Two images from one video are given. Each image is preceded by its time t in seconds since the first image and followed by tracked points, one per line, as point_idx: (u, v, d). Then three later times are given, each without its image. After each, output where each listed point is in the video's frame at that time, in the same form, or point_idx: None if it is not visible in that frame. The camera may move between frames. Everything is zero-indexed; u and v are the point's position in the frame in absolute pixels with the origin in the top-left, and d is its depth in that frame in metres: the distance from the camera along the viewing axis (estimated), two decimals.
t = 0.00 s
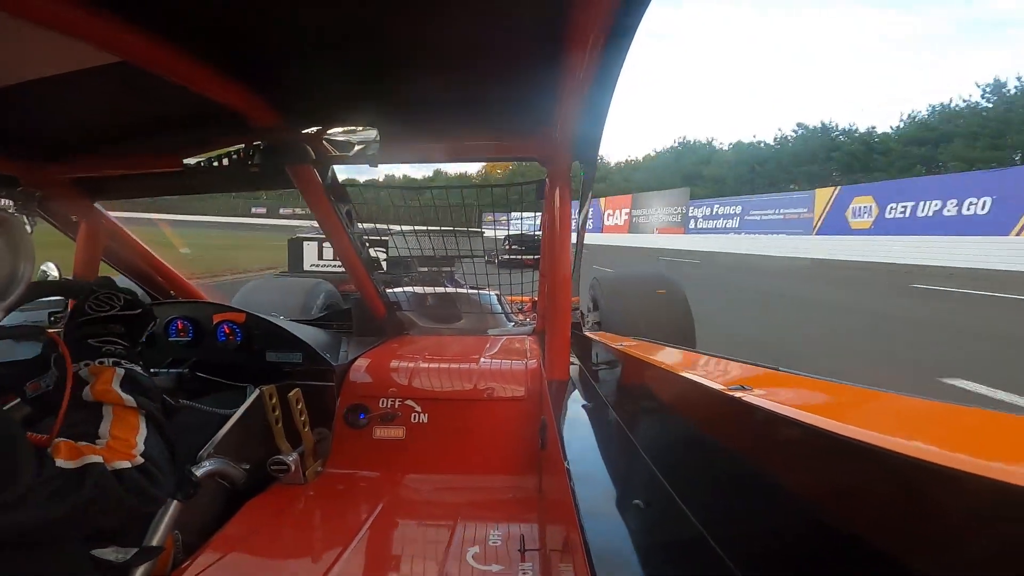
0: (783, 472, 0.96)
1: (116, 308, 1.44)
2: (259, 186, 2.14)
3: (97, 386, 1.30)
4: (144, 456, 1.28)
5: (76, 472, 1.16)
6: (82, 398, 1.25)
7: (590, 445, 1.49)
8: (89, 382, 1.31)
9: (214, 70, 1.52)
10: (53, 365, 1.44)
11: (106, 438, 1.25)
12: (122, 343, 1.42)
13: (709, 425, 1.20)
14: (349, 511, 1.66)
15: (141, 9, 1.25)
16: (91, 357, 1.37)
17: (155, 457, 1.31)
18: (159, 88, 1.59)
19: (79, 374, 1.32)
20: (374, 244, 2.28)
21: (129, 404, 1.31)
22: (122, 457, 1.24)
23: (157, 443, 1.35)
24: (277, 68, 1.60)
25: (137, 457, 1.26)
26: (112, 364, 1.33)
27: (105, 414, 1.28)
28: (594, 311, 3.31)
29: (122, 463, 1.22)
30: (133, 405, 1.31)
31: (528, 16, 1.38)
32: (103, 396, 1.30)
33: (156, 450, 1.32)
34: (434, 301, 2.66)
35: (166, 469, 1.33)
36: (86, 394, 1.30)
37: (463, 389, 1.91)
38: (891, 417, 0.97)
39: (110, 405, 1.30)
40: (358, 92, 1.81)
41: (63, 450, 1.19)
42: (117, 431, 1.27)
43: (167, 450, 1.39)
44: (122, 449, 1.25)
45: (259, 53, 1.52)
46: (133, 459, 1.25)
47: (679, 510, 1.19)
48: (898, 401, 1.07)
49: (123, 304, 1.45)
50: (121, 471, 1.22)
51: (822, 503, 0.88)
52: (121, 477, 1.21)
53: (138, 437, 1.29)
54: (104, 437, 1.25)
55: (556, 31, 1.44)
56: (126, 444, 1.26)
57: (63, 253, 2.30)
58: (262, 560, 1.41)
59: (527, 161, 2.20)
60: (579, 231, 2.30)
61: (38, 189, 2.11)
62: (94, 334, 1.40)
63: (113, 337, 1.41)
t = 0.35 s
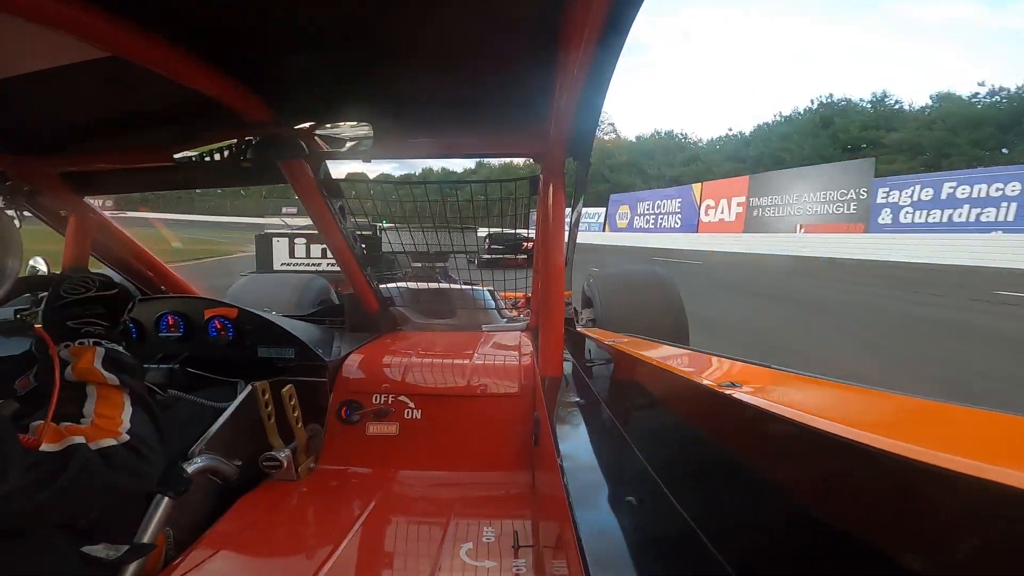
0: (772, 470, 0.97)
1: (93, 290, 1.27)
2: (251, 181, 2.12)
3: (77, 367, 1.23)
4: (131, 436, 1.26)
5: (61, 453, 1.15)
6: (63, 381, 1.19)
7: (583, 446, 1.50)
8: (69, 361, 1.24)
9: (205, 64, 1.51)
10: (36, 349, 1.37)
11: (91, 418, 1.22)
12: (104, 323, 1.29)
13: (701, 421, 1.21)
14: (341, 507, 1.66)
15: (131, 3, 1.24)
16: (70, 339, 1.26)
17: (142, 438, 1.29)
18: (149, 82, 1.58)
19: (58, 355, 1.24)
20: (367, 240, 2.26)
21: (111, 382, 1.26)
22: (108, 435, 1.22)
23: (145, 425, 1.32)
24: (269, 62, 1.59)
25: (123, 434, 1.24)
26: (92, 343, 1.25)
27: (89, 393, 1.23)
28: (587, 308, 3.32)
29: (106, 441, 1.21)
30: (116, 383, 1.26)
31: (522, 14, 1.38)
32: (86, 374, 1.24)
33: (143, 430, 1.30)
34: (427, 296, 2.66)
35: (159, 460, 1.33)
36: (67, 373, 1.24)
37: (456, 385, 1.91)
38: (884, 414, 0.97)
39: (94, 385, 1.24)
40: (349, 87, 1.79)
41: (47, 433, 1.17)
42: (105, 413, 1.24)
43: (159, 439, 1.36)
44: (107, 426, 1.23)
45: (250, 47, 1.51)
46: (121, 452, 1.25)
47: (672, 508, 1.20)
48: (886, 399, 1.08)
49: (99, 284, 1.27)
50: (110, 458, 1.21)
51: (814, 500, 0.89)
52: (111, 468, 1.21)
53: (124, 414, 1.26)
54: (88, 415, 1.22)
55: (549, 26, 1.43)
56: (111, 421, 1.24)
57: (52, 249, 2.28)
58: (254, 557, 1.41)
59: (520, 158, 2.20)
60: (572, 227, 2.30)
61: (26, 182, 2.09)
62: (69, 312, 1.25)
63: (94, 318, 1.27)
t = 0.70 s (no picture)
0: (780, 474, 0.96)
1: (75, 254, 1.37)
2: (260, 185, 2.14)
3: (65, 328, 1.29)
4: (119, 382, 1.30)
5: (50, 413, 1.20)
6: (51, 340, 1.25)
7: (590, 449, 1.50)
8: (55, 326, 1.31)
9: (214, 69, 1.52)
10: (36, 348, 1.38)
11: (77, 371, 1.27)
12: (89, 293, 1.32)
13: (709, 423, 1.20)
14: (349, 510, 1.66)
15: (141, 8, 1.26)
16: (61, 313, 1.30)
17: (133, 385, 1.33)
18: (159, 88, 1.60)
19: (46, 324, 1.30)
20: (375, 245, 2.27)
21: (98, 337, 1.30)
22: (91, 388, 1.25)
23: (138, 375, 1.36)
24: (277, 67, 1.60)
25: (109, 384, 1.28)
26: (77, 304, 1.31)
27: (77, 350, 1.28)
28: (595, 311, 3.31)
29: (89, 393, 1.24)
30: (101, 338, 1.30)
31: (527, 14, 1.38)
32: (72, 335, 1.30)
33: (135, 379, 1.34)
34: (435, 300, 2.66)
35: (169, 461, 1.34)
36: (56, 333, 1.30)
37: (463, 389, 1.92)
38: (893, 417, 0.97)
39: (81, 342, 1.29)
40: (357, 91, 1.81)
41: (33, 393, 1.23)
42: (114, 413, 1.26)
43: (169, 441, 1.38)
44: (92, 380, 1.27)
45: (258, 52, 1.52)
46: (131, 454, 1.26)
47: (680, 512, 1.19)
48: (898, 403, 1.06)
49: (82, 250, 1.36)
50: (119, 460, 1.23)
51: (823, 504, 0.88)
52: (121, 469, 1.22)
53: (112, 364, 1.30)
54: (76, 369, 1.27)
55: (555, 28, 1.43)
56: (98, 371, 1.28)
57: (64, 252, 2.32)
58: (262, 559, 1.42)
59: (526, 161, 2.20)
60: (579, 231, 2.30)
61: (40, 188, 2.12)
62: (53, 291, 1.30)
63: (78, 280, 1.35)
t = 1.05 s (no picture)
0: (764, 471, 0.98)
1: (86, 290, 1.41)
2: (244, 181, 2.12)
3: (71, 367, 1.30)
4: (121, 430, 1.31)
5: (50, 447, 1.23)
6: (58, 376, 1.26)
7: (577, 447, 1.51)
8: (61, 360, 1.32)
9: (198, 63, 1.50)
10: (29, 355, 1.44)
11: (80, 414, 1.27)
12: (95, 324, 1.41)
13: (695, 420, 1.21)
14: (336, 508, 1.65)
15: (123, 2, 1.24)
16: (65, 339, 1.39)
17: (133, 430, 1.34)
18: (142, 83, 1.57)
19: (52, 356, 1.33)
20: (362, 242, 2.27)
21: (104, 378, 1.31)
22: (94, 431, 1.27)
23: (139, 418, 1.38)
24: (263, 62, 1.58)
25: (111, 430, 1.29)
26: (84, 342, 1.32)
27: (80, 389, 1.29)
28: (582, 308, 3.32)
29: (93, 437, 1.26)
30: (108, 379, 1.32)
31: (516, 14, 1.38)
32: (78, 373, 1.30)
33: (135, 424, 1.36)
34: (423, 297, 2.68)
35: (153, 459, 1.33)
36: (61, 372, 1.31)
37: (450, 386, 1.92)
38: (875, 414, 0.99)
39: (86, 381, 1.30)
40: (344, 86, 1.79)
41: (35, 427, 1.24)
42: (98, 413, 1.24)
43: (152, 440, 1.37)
44: (95, 423, 1.28)
45: (244, 46, 1.50)
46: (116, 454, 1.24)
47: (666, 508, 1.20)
48: (878, 400, 1.08)
49: (91, 285, 1.41)
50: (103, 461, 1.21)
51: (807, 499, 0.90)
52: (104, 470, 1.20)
53: (114, 411, 1.32)
54: (79, 411, 1.28)
55: (543, 25, 1.43)
56: (101, 417, 1.29)
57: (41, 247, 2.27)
58: (249, 559, 1.41)
59: (515, 158, 2.19)
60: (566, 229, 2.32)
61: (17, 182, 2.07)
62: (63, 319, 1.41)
63: (86, 320, 1.40)
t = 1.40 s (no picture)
0: (762, 470, 0.98)
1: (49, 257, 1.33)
2: (243, 178, 2.11)
3: (43, 325, 1.24)
4: (103, 376, 1.26)
5: (32, 410, 1.18)
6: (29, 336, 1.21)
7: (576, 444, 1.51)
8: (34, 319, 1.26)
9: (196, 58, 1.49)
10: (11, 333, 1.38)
11: (58, 368, 1.22)
12: (65, 287, 1.30)
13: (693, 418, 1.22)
14: (335, 506, 1.65)
15: None
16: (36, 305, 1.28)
17: (115, 377, 1.28)
18: (139, 79, 1.57)
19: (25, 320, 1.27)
20: (362, 240, 2.24)
21: (79, 333, 1.25)
22: (74, 381, 1.22)
23: (119, 367, 1.31)
24: (261, 58, 1.57)
25: (91, 378, 1.24)
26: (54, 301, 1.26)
27: (55, 346, 1.23)
28: (581, 305, 3.33)
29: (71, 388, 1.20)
30: (82, 333, 1.25)
31: (514, 11, 1.38)
32: (52, 329, 1.24)
33: (118, 373, 1.30)
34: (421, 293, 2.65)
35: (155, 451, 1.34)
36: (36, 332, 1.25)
37: (449, 384, 1.92)
38: (874, 412, 0.99)
39: (61, 336, 1.25)
40: (342, 84, 1.78)
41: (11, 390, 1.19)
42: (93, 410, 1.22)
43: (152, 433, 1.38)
44: (73, 375, 1.22)
45: (243, 43, 1.49)
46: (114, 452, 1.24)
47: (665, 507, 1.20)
48: (877, 398, 1.08)
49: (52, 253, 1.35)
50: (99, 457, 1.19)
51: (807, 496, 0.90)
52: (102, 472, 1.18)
53: (94, 360, 1.26)
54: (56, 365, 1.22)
55: (543, 21, 1.42)
56: (80, 367, 1.24)
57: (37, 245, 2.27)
58: (248, 556, 1.41)
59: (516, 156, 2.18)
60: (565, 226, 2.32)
61: (14, 179, 2.06)
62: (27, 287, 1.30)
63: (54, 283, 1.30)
